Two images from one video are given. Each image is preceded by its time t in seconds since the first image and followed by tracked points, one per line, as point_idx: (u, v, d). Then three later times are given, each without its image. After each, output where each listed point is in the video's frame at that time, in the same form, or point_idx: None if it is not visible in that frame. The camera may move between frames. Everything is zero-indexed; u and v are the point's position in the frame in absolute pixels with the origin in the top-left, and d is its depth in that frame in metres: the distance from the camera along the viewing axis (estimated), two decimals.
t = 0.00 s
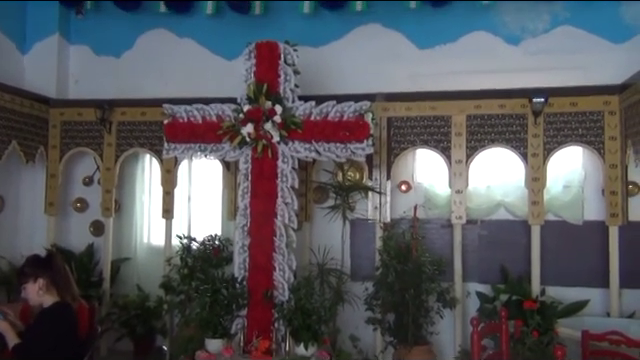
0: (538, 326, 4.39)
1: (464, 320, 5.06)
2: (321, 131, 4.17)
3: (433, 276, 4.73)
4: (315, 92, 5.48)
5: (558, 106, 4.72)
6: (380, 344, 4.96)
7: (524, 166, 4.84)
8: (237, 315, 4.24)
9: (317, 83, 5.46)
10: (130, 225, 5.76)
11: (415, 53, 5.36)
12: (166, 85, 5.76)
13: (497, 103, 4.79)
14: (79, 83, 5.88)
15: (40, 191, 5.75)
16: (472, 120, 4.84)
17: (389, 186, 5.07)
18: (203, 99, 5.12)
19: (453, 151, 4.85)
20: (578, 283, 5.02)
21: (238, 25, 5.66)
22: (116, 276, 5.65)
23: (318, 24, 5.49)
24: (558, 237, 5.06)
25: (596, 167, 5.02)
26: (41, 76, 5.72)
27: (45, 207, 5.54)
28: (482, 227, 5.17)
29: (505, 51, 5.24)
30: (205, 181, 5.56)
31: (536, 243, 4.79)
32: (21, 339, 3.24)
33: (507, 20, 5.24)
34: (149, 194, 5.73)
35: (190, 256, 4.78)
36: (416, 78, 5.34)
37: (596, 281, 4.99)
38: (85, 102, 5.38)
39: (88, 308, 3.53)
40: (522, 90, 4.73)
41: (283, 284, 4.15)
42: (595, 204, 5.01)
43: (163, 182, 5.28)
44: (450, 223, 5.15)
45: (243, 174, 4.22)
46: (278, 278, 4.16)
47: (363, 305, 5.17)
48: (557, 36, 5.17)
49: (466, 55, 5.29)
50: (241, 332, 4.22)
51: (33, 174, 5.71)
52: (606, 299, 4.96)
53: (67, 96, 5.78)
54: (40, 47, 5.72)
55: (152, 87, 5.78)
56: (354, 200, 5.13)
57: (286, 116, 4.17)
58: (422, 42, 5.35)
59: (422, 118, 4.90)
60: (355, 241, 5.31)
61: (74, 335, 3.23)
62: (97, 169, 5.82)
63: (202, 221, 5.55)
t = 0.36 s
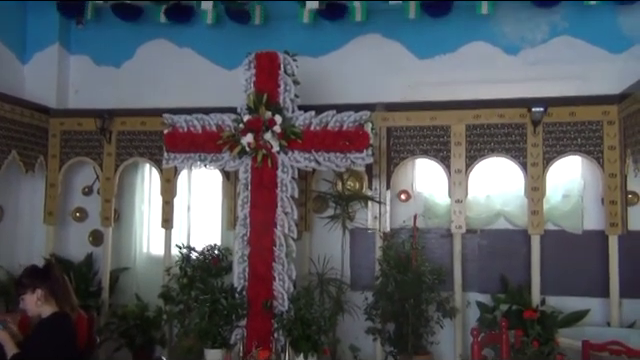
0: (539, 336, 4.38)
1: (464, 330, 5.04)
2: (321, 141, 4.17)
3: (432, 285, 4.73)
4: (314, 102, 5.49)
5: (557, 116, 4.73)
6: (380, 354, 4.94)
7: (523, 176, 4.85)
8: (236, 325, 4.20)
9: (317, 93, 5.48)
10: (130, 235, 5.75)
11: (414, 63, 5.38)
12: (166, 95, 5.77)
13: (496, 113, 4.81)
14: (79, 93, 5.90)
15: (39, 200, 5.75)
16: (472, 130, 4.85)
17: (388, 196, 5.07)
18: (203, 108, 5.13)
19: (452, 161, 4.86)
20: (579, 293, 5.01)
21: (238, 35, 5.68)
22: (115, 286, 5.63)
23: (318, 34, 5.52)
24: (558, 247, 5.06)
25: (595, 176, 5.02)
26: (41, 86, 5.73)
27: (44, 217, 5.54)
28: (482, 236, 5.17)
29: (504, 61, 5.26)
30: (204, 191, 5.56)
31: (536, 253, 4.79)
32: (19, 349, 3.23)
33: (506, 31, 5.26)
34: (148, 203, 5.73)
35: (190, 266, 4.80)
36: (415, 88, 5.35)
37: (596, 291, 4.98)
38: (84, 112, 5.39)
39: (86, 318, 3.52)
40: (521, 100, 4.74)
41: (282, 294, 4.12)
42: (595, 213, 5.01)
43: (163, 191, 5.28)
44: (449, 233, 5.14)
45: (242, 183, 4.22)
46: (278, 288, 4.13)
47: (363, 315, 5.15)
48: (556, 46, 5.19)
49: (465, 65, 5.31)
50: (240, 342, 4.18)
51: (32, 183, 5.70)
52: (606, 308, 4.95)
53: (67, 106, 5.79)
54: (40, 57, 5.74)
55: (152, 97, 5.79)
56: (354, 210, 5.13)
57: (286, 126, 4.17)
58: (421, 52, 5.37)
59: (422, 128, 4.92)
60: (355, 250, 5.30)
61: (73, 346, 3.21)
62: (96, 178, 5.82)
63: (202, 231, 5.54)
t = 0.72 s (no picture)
0: (539, 339, 4.33)
1: (464, 332, 5.03)
2: (321, 144, 4.15)
3: (432, 288, 4.72)
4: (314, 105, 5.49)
5: (556, 119, 4.74)
6: (380, 357, 4.93)
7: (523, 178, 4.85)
8: (235, 328, 4.18)
9: (317, 96, 5.48)
10: (130, 238, 5.75)
11: (414, 66, 5.39)
12: (166, 98, 5.78)
13: (496, 116, 4.81)
14: (79, 96, 5.90)
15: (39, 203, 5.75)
16: (471, 133, 4.85)
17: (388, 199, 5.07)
18: (203, 111, 5.13)
19: (452, 164, 4.86)
20: (579, 296, 5.00)
21: (238, 38, 5.69)
22: (115, 289, 5.62)
23: (318, 37, 5.53)
24: (558, 249, 5.05)
25: (595, 179, 5.03)
26: (41, 89, 5.73)
27: (44, 219, 5.53)
28: (482, 239, 5.17)
29: (503, 64, 5.27)
30: (204, 194, 5.57)
31: (536, 256, 4.78)
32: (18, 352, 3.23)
33: (505, 34, 5.28)
34: (148, 206, 5.74)
35: (190, 268, 4.84)
36: (415, 91, 5.36)
37: (596, 294, 4.97)
38: (84, 115, 5.40)
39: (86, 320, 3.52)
40: (521, 102, 4.75)
41: (282, 297, 4.11)
42: (595, 216, 5.01)
43: (163, 194, 5.28)
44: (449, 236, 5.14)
45: (242, 186, 4.20)
46: (278, 291, 4.13)
47: (363, 318, 5.14)
48: (555, 49, 5.20)
49: (464, 68, 5.32)
50: (240, 345, 4.17)
51: (31, 186, 5.68)
52: (606, 311, 4.94)
53: (67, 109, 5.79)
54: (40, 59, 5.74)
55: (152, 100, 5.80)
56: (353, 213, 5.13)
57: (285, 129, 4.15)
58: (421, 55, 5.38)
59: (421, 131, 4.92)
60: (354, 254, 5.29)
61: (73, 349, 3.20)
62: (96, 181, 5.82)
63: (202, 234, 5.54)
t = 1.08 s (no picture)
0: (538, 341, 4.32)
1: (463, 334, 5.03)
2: (320, 145, 4.13)
3: (432, 290, 4.72)
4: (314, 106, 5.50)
5: (556, 121, 4.75)
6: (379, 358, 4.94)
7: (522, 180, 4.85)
8: (235, 330, 4.16)
9: (316, 97, 5.48)
10: (129, 239, 5.75)
11: (413, 68, 5.39)
12: (165, 99, 5.78)
13: (495, 118, 4.82)
14: (79, 98, 5.90)
15: (38, 205, 5.75)
16: (471, 134, 4.86)
17: (387, 201, 5.08)
18: (202, 113, 5.14)
19: (451, 166, 4.87)
20: (578, 298, 5.00)
21: (238, 39, 5.69)
22: (114, 290, 5.62)
23: (317, 39, 5.53)
24: (557, 251, 5.05)
25: (595, 181, 5.03)
26: (41, 91, 5.74)
27: (43, 221, 5.53)
28: (481, 241, 5.17)
29: (503, 66, 5.27)
30: (204, 195, 5.57)
31: (535, 258, 4.78)
32: (17, 354, 3.22)
33: (505, 36, 5.28)
34: (147, 207, 5.74)
35: (189, 270, 4.85)
36: (414, 93, 5.36)
37: (595, 296, 4.97)
38: (84, 117, 5.40)
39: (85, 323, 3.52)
40: (520, 105, 4.76)
41: (281, 299, 4.10)
42: (594, 218, 5.01)
43: (162, 196, 5.28)
44: (448, 238, 5.13)
45: (241, 188, 4.18)
46: (277, 293, 4.10)
47: (362, 319, 5.14)
48: (555, 51, 5.21)
49: (464, 70, 5.32)
50: (239, 347, 4.15)
51: (31, 187, 5.69)
52: (605, 313, 4.94)
53: (66, 111, 5.79)
54: (40, 61, 5.75)
55: (152, 101, 5.80)
56: (353, 214, 5.14)
57: (285, 131, 4.14)
58: (420, 57, 5.38)
59: (420, 132, 4.93)
60: (354, 255, 5.29)
61: (72, 350, 3.19)
62: (96, 183, 5.82)
63: (202, 235, 5.55)
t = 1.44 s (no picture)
0: (535, 338, 4.37)
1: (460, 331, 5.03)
2: (318, 142, 4.12)
3: (429, 287, 4.75)
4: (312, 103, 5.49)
5: (554, 118, 4.75)
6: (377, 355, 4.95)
7: (521, 178, 4.86)
8: (232, 326, 4.17)
9: (315, 95, 5.48)
10: (127, 236, 5.75)
11: (412, 65, 5.39)
12: (163, 96, 5.77)
13: (493, 115, 4.82)
14: (78, 94, 5.89)
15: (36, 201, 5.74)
16: (469, 132, 4.86)
17: (386, 198, 5.08)
18: (200, 109, 5.13)
19: (450, 163, 4.87)
20: (576, 295, 5.01)
21: (237, 36, 5.69)
22: (112, 287, 5.61)
23: (315, 36, 5.52)
24: (555, 249, 5.06)
25: (593, 179, 5.03)
26: (39, 87, 5.72)
27: (41, 217, 5.53)
28: (479, 238, 5.17)
29: (501, 64, 5.27)
30: (202, 192, 5.57)
31: (533, 255, 4.79)
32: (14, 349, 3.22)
33: (504, 33, 5.28)
34: (146, 204, 5.75)
35: (187, 267, 4.84)
36: (413, 90, 5.36)
37: (592, 294, 4.98)
38: (82, 114, 5.39)
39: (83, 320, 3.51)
40: (519, 102, 4.76)
41: (279, 295, 4.08)
42: (592, 216, 5.02)
43: (160, 192, 5.27)
44: (447, 235, 5.13)
45: (239, 185, 4.16)
46: (274, 290, 4.09)
47: (360, 316, 5.14)
48: (553, 49, 5.20)
49: (463, 67, 5.32)
50: (236, 344, 4.14)
51: (29, 183, 5.69)
52: (602, 311, 4.95)
53: (65, 107, 5.78)
54: (38, 57, 5.74)
55: (150, 98, 5.79)
56: (351, 212, 5.15)
57: (283, 127, 4.13)
58: (419, 54, 5.37)
59: (419, 130, 4.93)
60: (352, 252, 5.29)
61: (68, 347, 3.19)
62: (94, 179, 5.81)
63: (200, 232, 5.55)
